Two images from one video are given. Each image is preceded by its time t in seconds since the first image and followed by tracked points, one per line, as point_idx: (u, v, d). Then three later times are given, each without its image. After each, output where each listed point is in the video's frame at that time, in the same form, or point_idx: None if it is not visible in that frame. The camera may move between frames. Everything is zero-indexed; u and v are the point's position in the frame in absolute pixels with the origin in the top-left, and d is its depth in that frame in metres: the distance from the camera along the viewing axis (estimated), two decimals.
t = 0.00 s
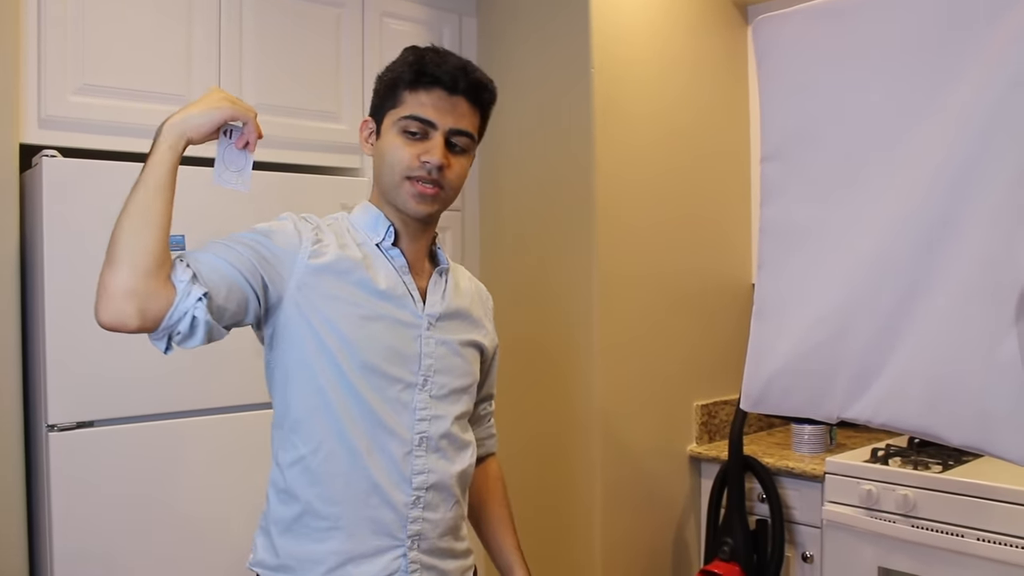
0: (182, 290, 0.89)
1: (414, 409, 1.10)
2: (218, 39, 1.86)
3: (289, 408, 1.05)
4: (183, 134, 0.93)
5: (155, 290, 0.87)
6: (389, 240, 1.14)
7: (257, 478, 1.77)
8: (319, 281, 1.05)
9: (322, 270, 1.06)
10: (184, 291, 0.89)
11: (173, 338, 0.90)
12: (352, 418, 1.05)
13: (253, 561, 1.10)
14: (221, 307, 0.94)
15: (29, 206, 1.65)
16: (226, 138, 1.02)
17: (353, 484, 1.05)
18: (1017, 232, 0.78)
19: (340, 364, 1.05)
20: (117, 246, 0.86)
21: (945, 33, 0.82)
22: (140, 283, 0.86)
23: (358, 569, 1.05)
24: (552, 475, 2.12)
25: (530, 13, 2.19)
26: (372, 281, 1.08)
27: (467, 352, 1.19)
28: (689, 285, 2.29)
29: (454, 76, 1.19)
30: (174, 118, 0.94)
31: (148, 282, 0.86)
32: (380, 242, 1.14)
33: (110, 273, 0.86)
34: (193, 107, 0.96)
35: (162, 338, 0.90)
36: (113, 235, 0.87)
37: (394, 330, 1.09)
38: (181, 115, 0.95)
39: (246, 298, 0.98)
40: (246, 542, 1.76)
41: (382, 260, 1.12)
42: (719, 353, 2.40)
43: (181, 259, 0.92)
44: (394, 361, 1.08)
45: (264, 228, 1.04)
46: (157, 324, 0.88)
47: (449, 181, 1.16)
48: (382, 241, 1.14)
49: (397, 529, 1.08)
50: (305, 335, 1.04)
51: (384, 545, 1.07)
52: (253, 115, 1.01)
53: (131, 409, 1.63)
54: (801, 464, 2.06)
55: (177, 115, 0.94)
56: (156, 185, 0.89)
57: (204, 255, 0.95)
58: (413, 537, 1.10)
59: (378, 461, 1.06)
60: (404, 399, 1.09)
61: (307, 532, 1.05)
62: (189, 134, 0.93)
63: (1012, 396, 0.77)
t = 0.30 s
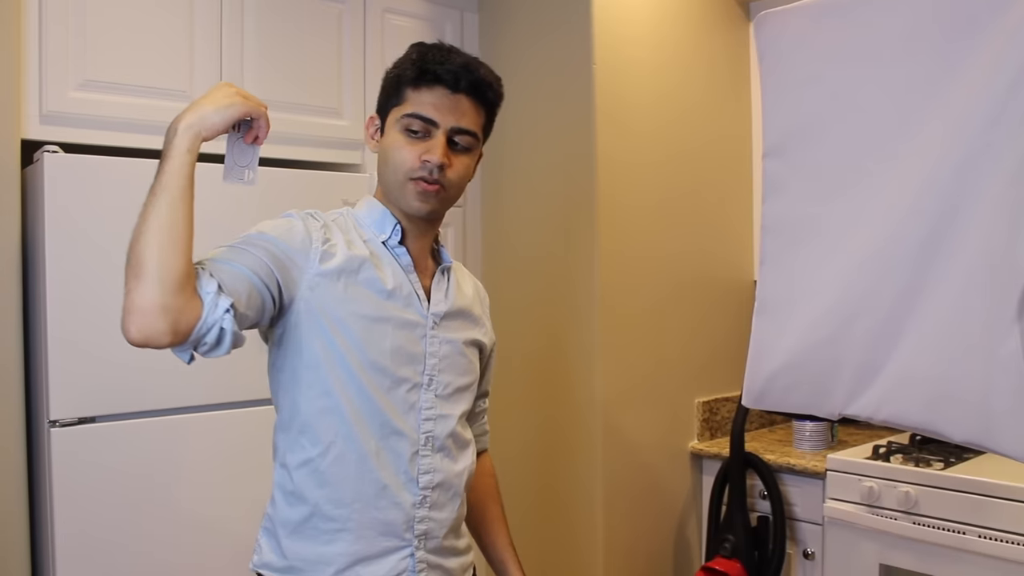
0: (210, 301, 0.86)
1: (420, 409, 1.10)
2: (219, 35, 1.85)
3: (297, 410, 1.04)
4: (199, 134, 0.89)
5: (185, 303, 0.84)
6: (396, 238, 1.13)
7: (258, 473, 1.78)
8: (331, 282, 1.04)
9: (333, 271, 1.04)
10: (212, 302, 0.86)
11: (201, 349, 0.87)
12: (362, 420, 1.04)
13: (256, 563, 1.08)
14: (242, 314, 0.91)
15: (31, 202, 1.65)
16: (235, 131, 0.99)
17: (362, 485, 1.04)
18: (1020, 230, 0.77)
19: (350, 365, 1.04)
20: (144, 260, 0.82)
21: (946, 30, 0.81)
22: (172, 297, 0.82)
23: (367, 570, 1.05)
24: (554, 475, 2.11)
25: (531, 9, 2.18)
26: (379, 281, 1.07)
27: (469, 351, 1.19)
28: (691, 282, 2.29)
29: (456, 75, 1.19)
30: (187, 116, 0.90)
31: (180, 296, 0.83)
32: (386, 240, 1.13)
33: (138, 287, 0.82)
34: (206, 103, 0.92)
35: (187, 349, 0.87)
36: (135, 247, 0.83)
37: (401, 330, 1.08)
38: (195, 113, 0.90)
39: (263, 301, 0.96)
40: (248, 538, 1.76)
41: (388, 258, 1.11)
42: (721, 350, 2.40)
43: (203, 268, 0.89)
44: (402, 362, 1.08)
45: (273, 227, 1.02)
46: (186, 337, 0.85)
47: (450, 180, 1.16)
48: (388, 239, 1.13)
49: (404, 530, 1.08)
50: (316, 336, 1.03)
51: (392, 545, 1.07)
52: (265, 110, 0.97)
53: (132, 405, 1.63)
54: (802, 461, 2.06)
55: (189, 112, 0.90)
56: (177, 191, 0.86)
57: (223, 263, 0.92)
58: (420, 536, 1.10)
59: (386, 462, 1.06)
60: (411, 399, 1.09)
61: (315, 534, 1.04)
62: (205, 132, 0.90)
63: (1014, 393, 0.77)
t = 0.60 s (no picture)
0: (233, 316, 0.84)
1: (424, 410, 1.10)
2: (221, 32, 1.85)
3: (302, 414, 1.03)
4: (215, 137, 0.86)
5: (211, 320, 0.81)
6: (400, 237, 1.13)
7: (260, 471, 1.78)
8: (340, 285, 1.03)
9: (341, 274, 1.03)
10: (237, 318, 0.84)
11: (225, 363, 0.85)
12: (369, 423, 1.04)
13: (260, 566, 1.08)
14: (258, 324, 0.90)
15: (34, 199, 1.65)
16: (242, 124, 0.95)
17: (369, 488, 1.04)
18: (1023, 228, 0.77)
19: (356, 368, 1.03)
20: (170, 279, 0.79)
21: (948, 27, 0.81)
22: (199, 316, 0.79)
23: (374, 571, 1.06)
24: (557, 474, 2.11)
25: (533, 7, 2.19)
26: (383, 282, 1.07)
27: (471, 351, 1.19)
28: (693, 280, 2.29)
29: (454, 72, 1.18)
30: (201, 118, 0.86)
31: (207, 314, 0.80)
32: (391, 240, 1.13)
33: (163, 305, 0.79)
34: (219, 102, 0.87)
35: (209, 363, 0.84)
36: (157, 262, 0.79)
37: (406, 331, 1.08)
38: (208, 114, 0.86)
39: (277, 307, 0.94)
40: (250, 536, 1.76)
41: (392, 258, 1.11)
42: (724, 349, 2.40)
43: (222, 281, 0.86)
44: (406, 363, 1.08)
45: (281, 228, 1.00)
46: (212, 353, 0.82)
47: (450, 177, 1.15)
48: (392, 238, 1.13)
49: (409, 531, 1.08)
50: (325, 339, 1.02)
51: (398, 546, 1.07)
52: (276, 105, 0.94)
53: (135, 403, 1.63)
54: (803, 459, 2.06)
55: (202, 113, 0.86)
56: (198, 201, 0.82)
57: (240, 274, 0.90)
58: (425, 537, 1.10)
59: (392, 464, 1.06)
60: (415, 401, 1.09)
61: (322, 537, 1.04)
62: (221, 135, 0.86)
63: (1017, 392, 0.77)
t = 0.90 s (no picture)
0: (245, 330, 0.83)
1: (423, 410, 1.10)
2: (220, 31, 1.85)
3: (303, 417, 1.03)
4: (226, 148, 0.84)
5: (225, 336, 0.80)
6: (398, 236, 1.12)
7: (257, 469, 1.78)
8: (340, 287, 1.03)
9: (341, 276, 1.03)
10: (250, 333, 0.83)
11: (238, 376, 0.85)
12: (370, 425, 1.04)
13: (260, 570, 1.07)
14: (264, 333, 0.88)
15: (32, 197, 1.65)
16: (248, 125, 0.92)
17: (370, 490, 1.04)
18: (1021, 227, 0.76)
19: (357, 370, 1.03)
20: (188, 299, 0.78)
21: (949, 24, 0.80)
22: (215, 334, 0.79)
23: (376, 572, 1.06)
24: (555, 475, 2.11)
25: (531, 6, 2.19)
26: (381, 283, 1.07)
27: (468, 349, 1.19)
28: (691, 278, 2.29)
29: (440, 67, 1.17)
30: (213, 128, 0.84)
31: (221, 333, 0.79)
32: (388, 238, 1.12)
33: (179, 324, 0.78)
34: (231, 109, 0.86)
35: (220, 376, 0.84)
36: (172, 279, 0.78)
37: (404, 331, 1.08)
38: (220, 123, 0.85)
39: (282, 312, 0.93)
40: (248, 534, 1.76)
41: (389, 257, 1.10)
42: (722, 347, 2.40)
43: (231, 292, 0.84)
44: (405, 363, 1.08)
45: (282, 231, 0.98)
46: (224, 367, 0.82)
47: (440, 174, 1.14)
48: (390, 237, 1.12)
49: (410, 531, 1.08)
50: (326, 342, 1.02)
51: (399, 547, 1.07)
52: (285, 110, 0.91)
53: (132, 401, 1.63)
54: (801, 458, 2.06)
55: (214, 123, 0.84)
56: (211, 217, 0.81)
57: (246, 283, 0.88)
58: (426, 536, 1.10)
59: (392, 464, 1.06)
60: (414, 400, 1.09)
61: (323, 539, 1.04)
62: (232, 146, 0.84)
63: (1015, 391, 0.75)
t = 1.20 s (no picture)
0: (253, 339, 0.83)
1: (421, 409, 1.10)
2: (219, 31, 1.85)
3: (301, 417, 1.03)
4: (240, 156, 0.83)
5: (235, 346, 0.80)
6: (395, 235, 1.12)
7: (256, 469, 1.77)
8: (339, 288, 1.03)
9: (340, 278, 1.03)
10: (256, 341, 0.83)
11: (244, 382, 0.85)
12: (369, 425, 1.04)
13: (259, 571, 1.07)
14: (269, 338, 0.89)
15: (30, 197, 1.65)
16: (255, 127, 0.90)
17: (369, 490, 1.04)
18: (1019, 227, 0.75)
19: (355, 370, 1.03)
20: (201, 310, 0.77)
21: (946, 23, 0.79)
22: (225, 345, 0.79)
23: (375, 572, 1.06)
24: (554, 475, 2.11)
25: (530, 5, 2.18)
26: (380, 282, 1.07)
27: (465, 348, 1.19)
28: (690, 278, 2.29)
29: (430, 66, 1.15)
30: (227, 135, 0.83)
31: (231, 343, 0.79)
32: (386, 237, 1.12)
33: (190, 335, 0.78)
34: (246, 116, 0.85)
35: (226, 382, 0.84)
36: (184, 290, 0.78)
37: (402, 331, 1.08)
38: (233, 130, 0.84)
39: (286, 312, 0.94)
40: (248, 534, 1.76)
41: (386, 257, 1.10)
42: (721, 346, 2.40)
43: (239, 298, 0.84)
44: (403, 362, 1.08)
45: (282, 233, 0.98)
46: (233, 376, 0.82)
47: (433, 174, 1.13)
48: (387, 236, 1.12)
49: (409, 530, 1.08)
50: (326, 343, 1.02)
51: (398, 547, 1.07)
52: (295, 115, 0.91)
53: (131, 401, 1.63)
54: (801, 458, 2.06)
55: (229, 130, 0.83)
56: (225, 229, 0.80)
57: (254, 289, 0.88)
58: (425, 536, 1.10)
59: (391, 464, 1.06)
60: (412, 400, 1.09)
61: (322, 540, 1.04)
62: (246, 155, 0.84)
63: (1014, 390, 0.75)
